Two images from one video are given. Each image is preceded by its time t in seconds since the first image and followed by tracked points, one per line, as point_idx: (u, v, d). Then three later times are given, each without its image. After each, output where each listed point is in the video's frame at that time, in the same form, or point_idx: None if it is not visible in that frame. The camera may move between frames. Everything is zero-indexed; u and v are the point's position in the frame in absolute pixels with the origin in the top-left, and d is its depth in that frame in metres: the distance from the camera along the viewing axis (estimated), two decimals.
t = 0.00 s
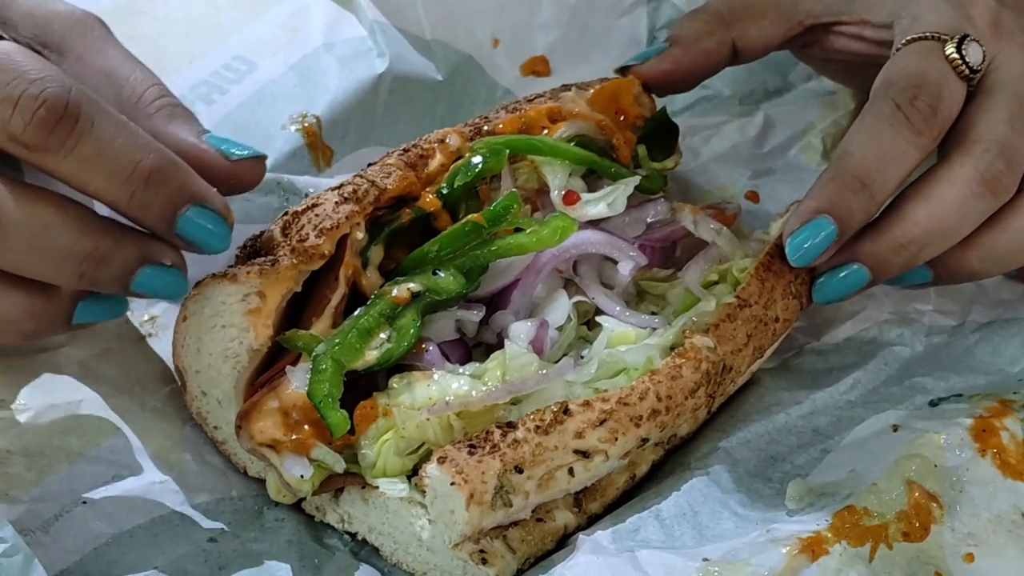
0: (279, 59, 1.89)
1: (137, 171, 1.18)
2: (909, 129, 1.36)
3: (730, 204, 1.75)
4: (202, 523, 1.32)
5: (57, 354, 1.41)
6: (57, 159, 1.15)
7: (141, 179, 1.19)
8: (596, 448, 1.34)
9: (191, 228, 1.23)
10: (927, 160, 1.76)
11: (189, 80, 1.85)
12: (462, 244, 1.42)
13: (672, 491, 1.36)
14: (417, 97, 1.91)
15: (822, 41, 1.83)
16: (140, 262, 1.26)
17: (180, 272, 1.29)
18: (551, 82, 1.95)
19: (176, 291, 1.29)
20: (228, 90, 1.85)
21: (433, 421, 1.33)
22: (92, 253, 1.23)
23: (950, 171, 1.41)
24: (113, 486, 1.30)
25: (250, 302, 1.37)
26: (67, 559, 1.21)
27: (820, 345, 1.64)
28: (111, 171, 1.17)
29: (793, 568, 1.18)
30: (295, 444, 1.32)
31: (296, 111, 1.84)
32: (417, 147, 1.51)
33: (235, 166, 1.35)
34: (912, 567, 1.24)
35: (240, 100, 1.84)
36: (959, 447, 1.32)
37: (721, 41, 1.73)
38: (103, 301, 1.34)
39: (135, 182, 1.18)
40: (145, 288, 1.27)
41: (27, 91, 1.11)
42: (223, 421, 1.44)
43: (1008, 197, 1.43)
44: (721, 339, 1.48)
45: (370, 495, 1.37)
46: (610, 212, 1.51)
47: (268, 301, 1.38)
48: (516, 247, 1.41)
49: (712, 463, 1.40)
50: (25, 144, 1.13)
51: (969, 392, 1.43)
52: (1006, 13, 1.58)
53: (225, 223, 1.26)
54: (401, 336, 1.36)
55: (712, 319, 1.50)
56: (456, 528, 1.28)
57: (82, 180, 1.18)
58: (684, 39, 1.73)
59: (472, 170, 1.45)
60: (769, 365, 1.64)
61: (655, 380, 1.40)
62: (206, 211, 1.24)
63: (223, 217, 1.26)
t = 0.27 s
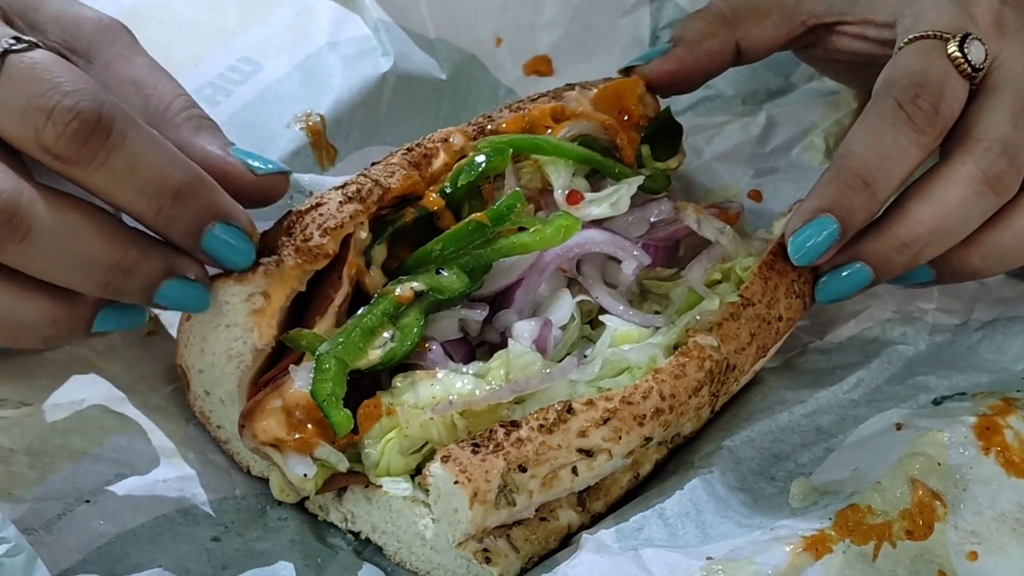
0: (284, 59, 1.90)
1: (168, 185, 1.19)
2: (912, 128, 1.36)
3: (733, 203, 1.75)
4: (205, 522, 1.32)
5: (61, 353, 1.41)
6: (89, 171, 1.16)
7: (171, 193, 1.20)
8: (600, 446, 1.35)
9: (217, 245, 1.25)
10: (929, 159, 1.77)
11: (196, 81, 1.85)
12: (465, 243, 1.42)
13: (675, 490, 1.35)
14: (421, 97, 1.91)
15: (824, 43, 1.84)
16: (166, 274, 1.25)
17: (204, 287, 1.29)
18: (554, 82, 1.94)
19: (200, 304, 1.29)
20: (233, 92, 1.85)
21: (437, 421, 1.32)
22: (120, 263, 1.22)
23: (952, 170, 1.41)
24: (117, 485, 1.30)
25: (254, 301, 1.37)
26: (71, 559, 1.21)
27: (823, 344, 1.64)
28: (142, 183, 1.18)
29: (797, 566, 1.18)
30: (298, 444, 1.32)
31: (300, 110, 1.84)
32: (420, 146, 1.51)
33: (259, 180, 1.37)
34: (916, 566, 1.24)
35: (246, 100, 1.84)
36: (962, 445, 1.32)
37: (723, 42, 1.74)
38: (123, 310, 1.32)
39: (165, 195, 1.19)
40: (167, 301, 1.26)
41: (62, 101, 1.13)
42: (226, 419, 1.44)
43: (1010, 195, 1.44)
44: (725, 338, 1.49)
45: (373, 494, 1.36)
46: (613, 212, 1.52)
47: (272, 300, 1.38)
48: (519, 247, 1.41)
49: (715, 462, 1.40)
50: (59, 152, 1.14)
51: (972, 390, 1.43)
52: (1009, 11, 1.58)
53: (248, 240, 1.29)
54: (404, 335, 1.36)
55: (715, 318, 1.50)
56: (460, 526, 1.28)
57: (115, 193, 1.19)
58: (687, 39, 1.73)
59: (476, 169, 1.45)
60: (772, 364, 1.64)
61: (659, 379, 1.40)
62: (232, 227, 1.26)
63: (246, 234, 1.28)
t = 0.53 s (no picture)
0: (286, 65, 1.83)
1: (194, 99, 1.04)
2: (916, 124, 1.37)
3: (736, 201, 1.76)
4: (209, 522, 1.32)
5: (64, 350, 1.40)
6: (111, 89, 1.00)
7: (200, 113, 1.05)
8: (604, 444, 1.35)
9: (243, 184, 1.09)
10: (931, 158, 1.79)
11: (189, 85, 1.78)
12: (469, 240, 1.42)
13: (678, 487, 1.35)
14: (423, 96, 1.91)
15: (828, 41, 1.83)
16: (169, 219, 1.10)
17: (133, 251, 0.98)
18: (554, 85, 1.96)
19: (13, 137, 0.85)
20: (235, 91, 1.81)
21: (441, 418, 1.32)
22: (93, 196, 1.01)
23: (955, 165, 1.42)
24: (121, 484, 1.30)
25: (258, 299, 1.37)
26: (77, 557, 1.20)
27: (827, 341, 1.64)
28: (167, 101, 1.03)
29: (802, 562, 1.18)
30: (302, 441, 1.32)
31: (302, 109, 1.82)
32: (423, 143, 1.51)
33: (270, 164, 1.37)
34: (920, 562, 1.23)
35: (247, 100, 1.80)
36: (966, 441, 1.32)
37: (727, 41, 1.74)
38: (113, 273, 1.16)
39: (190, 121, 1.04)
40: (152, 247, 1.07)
41: None
42: (230, 417, 1.44)
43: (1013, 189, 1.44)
44: (728, 335, 1.49)
45: (377, 492, 1.36)
46: (616, 209, 1.52)
47: (276, 297, 1.38)
48: (522, 244, 1.41)
49: (718, 460, 1.39)
50: None
51: (976, 387, 1.43)
52: (1011, 8, 1.58)
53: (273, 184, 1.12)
54: (408, 332, 1.36)
55: (719, 315, 1.50)
56: (464, 524, 1.28)
57: None
58: (691, 38, 1.73)
59: (479, 166, 1.45)
60: (776, 362, 1.64)
61: (663, 376, 1.40)
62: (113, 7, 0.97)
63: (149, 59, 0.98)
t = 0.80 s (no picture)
0: (291, 61, 1.87)
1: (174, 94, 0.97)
2: (922, 120, 1.37)
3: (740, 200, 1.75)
4: (214, 521, 1.31)
5: (68, 349, 1.39)
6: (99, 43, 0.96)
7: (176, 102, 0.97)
8: (609, 442, 1.34)
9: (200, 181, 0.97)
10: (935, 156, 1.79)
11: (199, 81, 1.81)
12: (474, 238, 1.42)
13: (683, 486, 1.35)
14: (427, 95, 1.91)
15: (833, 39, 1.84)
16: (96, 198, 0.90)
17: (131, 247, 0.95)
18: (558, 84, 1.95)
19: (118, 254, 0.92)
20: (239, 91, 1.82)
21: (446, 417, 1.32)
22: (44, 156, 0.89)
23: (957, 160, 1.42)
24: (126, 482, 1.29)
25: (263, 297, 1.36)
26: (81, 556, 1.19)
27: (833, 339, 1.64)
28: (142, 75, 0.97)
29: (808, 561, 1.18)
30: (308, 439, 1.32)
31: (306, 107, 1.83)
32: (428, 142, 1.51)
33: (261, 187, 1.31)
34: (926, 560, 1.24)
35: (252, 100, 1.81)
36: (971, 439, 1.32)
37: (732, 40, 1.74)
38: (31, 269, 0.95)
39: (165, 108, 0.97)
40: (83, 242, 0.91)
41: None
42: (234, 416, 1.43)
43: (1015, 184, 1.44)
44: (733, 334, 1.49)
45: (381, 491, 1.36)
46: (621, 208, 1.52)
47: (282, 295, 1.37)
48: (528, 242, 1.41)
49: (723, 457, 1.39)
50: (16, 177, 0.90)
51: (981, 384, 1.43)
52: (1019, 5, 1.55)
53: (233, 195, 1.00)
54: (414, 330, 1.36)
55: (724, 314, 1.51)
56: (469, 523, 1.28)
57: (42, 197, 0.90)
58: (696, 37, 1.74)
59: (484, 164, 1.45)
60: (781, 360, 1.64)
61: (668, 374, 1.40)
62: (218, 164, 0.98)
63: (234, 183, 0.99)
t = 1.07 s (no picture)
0: (288, 56, 1.86)
1: (193, 123, 1.05)
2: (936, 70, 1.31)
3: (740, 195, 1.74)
4: (211, 517, 1.31)
5: (63, 344, 1.39)
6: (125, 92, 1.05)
7: (196, 136, 1.05)
8: (607, 438, 1.34)
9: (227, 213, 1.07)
10: (936, 152, 1.78)
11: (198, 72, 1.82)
12: (471, 233, 1.41)
13: (681, 482, 1.34)
14: (425, 90, 1.90)
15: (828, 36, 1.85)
16: (119, 225, 1.01)
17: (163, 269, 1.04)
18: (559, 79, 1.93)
19: (143, 286, 1.04)
20: (236, 86, 1.82)
21: (443, 413, 1.32)
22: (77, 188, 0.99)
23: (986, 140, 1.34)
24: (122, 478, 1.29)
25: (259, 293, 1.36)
26: (77, 552, 1.20)
27: (832, 335, 1.64)
28: (164, 111, 1.04)
29: (806, 557, 1.18)
30: (304, 435, 1.31)
31: (303, 102, 1.82)
32: (425, 136, 1.50)
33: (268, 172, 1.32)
34: (925, 557, 1.24)
35: (250, 93, 1.81)
36: (972, 435, 1.31)
37: (730, 33, 1.73)
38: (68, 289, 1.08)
39: (185, 142, 1.05)
40: (114, 263, 1.02)
41: (122, 17, 1.05)
42: (230, 411, 1.43)
43: None
44: (733, 329, 1.48)
45: (379, 486, 1.35)
46: (619, 203, 1.51)
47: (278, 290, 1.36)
48: (525, 237, 1.40)
49: (722, 453, 1.39)
50: (48, 216, 1.02)
51: (981, 380, 1.43)
52: None
53: (259, 218, 1.09)
54: (410, 326, 1.35)
55: (724, 308, 1.50)
56: (467, 519, 1.27)
57: (71, 231, 1.02)
58: (693, 29, 1.73)
59: (481, 158, 1.44)
60: (781, 355, 1.63)
61: (667, 370, 1.40)
62: (244, 201, 1.07)
63: (257, 212, 1.09)
